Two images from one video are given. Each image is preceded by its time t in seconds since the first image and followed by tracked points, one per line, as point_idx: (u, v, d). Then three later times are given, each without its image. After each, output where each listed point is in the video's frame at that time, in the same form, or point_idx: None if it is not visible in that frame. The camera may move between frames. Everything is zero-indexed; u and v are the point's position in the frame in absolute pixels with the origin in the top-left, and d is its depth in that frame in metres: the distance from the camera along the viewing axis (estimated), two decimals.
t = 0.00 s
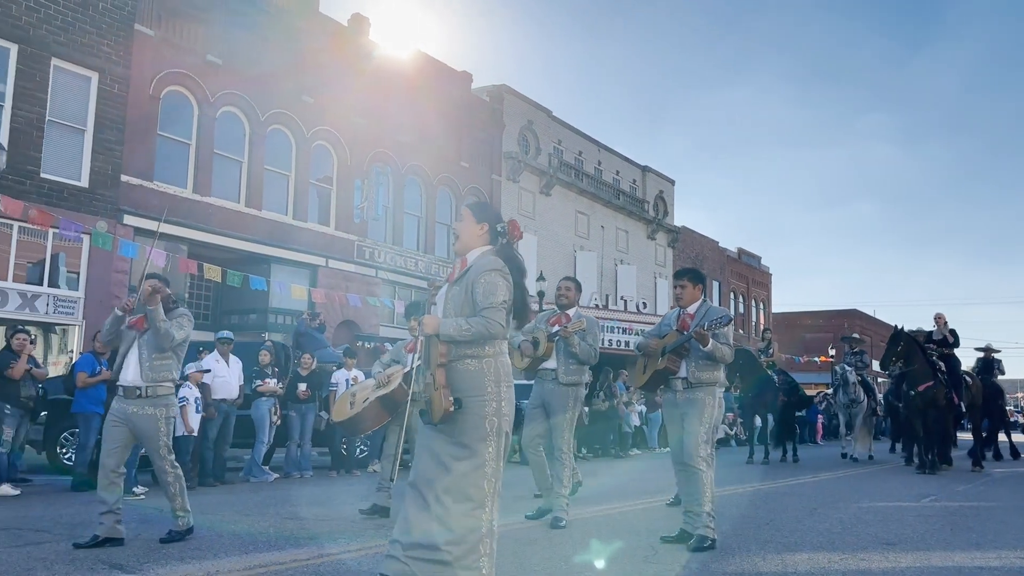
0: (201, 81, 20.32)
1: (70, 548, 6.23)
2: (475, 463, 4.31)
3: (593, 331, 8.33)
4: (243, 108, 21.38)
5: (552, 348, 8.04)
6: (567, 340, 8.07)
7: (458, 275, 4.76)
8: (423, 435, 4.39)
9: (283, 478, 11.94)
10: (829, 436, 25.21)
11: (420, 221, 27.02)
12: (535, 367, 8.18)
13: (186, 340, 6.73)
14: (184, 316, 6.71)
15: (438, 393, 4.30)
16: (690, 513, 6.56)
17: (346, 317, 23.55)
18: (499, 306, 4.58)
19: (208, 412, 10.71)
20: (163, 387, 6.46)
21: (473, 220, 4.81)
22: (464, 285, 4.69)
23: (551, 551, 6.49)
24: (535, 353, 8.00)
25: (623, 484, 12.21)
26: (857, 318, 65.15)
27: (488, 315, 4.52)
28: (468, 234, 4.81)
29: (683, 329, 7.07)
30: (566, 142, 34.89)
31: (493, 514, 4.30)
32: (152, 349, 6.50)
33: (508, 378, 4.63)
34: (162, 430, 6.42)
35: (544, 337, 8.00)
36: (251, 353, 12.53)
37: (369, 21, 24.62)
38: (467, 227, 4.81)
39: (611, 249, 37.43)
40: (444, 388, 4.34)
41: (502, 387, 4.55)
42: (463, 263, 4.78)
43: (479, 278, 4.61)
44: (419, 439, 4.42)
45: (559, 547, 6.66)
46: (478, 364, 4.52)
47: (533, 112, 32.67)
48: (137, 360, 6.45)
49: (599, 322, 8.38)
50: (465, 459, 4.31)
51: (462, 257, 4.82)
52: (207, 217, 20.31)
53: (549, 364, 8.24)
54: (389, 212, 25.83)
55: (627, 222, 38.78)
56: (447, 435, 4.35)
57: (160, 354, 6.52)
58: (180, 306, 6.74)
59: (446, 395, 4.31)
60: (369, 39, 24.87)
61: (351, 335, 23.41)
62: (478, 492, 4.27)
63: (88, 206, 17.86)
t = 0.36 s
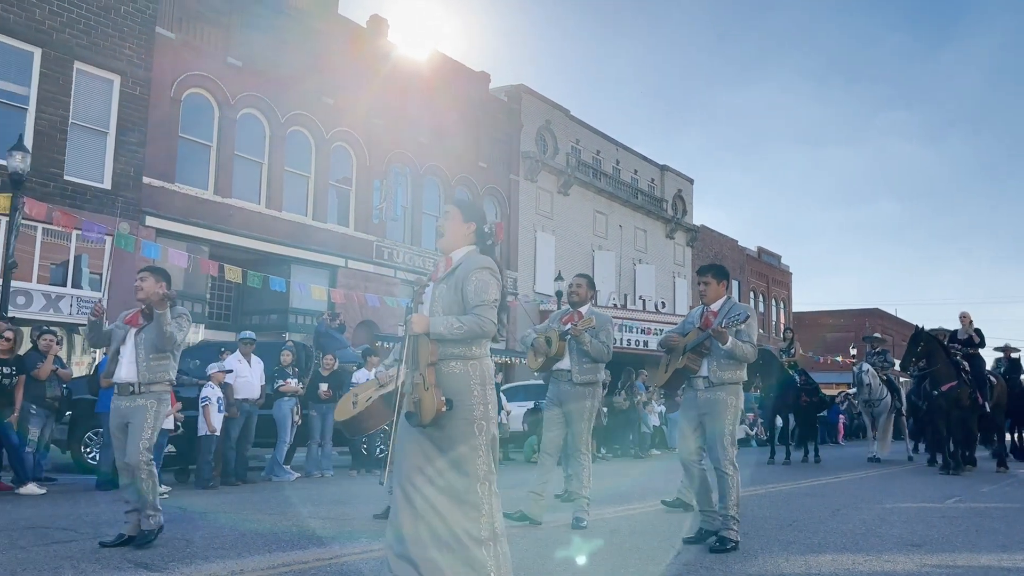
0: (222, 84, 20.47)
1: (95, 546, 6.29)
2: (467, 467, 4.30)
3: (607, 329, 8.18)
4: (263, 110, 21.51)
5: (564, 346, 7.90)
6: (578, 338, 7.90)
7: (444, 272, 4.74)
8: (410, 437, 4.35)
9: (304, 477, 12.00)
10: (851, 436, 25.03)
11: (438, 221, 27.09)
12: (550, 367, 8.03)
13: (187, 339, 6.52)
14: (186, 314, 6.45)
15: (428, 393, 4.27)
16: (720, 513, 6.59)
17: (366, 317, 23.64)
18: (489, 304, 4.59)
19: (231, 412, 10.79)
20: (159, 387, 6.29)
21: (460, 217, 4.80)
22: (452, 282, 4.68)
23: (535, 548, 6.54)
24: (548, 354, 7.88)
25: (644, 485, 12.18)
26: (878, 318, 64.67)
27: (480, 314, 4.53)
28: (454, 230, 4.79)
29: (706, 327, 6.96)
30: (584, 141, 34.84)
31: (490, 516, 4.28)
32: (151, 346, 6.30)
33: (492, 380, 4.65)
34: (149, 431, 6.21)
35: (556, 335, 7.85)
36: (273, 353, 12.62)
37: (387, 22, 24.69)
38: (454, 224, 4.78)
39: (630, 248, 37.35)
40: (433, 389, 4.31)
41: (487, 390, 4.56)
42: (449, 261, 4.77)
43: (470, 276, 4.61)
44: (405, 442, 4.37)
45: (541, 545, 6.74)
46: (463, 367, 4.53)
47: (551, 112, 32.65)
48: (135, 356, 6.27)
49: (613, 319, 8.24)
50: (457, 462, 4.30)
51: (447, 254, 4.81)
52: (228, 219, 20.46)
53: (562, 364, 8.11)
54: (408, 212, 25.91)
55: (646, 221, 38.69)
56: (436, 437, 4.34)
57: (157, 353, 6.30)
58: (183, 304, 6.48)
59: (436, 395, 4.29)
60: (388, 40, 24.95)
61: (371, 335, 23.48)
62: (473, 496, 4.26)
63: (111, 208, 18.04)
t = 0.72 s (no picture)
0: (241, 85, 20.59)
1: (118, 545, 6.32)
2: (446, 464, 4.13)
3: (613, 327, 8.10)
4: (281, 111, 21.61)
5: (571, 344, 7.79)
6: (586, 333, 7.79)
7: (432, 267, 4.55)
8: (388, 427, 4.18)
9: (324, 476, 12.05)
10: (872, 436, 24.84)
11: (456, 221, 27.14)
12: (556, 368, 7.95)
13: (180, 340, 6.40)
14: (174, 315, 6.33)
15: (408, 383, 4.05)
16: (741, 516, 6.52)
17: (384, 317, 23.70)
18: (480, 301, 4.44)
19: (251, 412, 10.84)
20: (153, 389, 6.20)
21: (447, 210, 4.60)
22: (442, 276, 4.50)
23: (513, 550, 6.49)
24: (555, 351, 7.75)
25: (663, 485, 12.15)
26: (899, 317, 64.17)
27: (471, 309, 4.38)
28: (440, 223, 4.59)
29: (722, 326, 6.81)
30: (601, 140, 34.78)
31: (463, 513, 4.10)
32: (142, 351, 6.21)
33: (478, 376, 4.46)
34: (133, 434, 6.05)
35: (562, 333, 7.76)
36: (294, 352, 12.69)
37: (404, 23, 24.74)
38: (440, 218, 4.59)
39: (648, 247, 37.24)
40: (415, 379, 4.10)
41: (471, 384, 4.37)
42: (436, 256, 4.58)
43: (462, 271, 4.47)
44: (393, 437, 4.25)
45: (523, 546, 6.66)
46: (449, 360, 4.32)
47: (568, 112, 32.61)
48: (127, 361, 6.21)
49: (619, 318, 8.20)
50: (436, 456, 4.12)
51: (433, 250, 4.62)
52: (248, 220, 20.59)
53: (568, 363, 7.94)
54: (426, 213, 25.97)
55: (663, 220, 38.58)
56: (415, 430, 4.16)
57: (151, 358, 6.23)
58: (170, 306, 6.36)
59: (417, 385, 4.07)
60: (405, 41, 25.00)
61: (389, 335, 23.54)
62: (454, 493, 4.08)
63: (132, 209, 18.18)
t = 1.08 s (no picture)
0: (263, 87, 20.74)
1: (146, 543, 6.37)
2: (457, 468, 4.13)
3: (616, 325, 7.98)
4: (303, 113, 21.74)
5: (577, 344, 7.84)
6: (591, 332, 7.60)
7: (435, 264, 4.50)
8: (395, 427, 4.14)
9: (347, 476, 12.11)
10: (896, 436, 24.61)
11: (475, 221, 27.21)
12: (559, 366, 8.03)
13: (161, 333, 6.20)
14: (152, 307, 6.16)
15: (422, 384, 4.04)
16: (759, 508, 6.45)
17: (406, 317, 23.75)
18: (486, 295, 4.45)
19: (275, 411, 10.92)
20: (132, 383, 6.05)
21: (447, 205, 4.57)
22: (447, 271, 4.48)
23: (492, 550, 6.49)
24: (559, 349, 7.82)
25: (685, 485, 12.10)
26: (923, 316, 63.54)
27: (480, 304, 4.38)
28: (441, 219, 4.55)
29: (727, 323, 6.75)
30: (621, 139, 34.68)
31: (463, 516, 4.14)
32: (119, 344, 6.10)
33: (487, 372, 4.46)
34: (119, 436, 5.95)
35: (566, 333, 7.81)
36: (317, 352, 12.77)
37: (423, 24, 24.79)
38: (440, 213, 4.55)
39: (668, 246, 37.11)
40: (428, 379, 4.09)
41: (480, 382, 4.36)
42: (438, 252, 4.53)
43: (467, 266, 4.45)
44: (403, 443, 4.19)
45: (504, 543, 6.79)
46: (457, 358, 4.31)
47: (587, 111, 32.56)
48: (107, 356, 6.12)
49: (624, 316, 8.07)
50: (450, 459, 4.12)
51: (434, 245, 4.57)
52: (270, 221, 20.74)
53: (573, 361, 7.84)
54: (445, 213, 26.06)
55: (683, 218, 38.45)
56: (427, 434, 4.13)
57: (128, 350, 6.07)
58: (150, 297, 6.19)
59: (430, 386, 4.06)
60: (424, 42, 25.05)
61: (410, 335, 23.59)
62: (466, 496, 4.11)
63: (156, 211, 18.35)
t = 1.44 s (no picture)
0: (284, 89, 20.88)
1: (175, 542, 6.44)
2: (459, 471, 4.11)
3: (627, 324, 7.89)
4: (323, 114, 21.87)
5: (586, 344, 7.76)
6: (600, 333, 7.62)
7: (443, 259, 4.49)
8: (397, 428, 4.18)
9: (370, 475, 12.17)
10: (919, 436, 24.41)
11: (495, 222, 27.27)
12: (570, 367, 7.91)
13: (150, 329, 6.16)
14: (140, 304, 6.12)
15: (422, 386, 4.07)
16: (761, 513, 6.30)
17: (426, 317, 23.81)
18: (491, 293, 4.42)
19: (298, 410, 11.00)
20: (128, 382, 6.01)
21: (459, 199, 4.56)
22: (454, 268, 4.46)
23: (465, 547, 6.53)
24: (569, 351, 7.76)
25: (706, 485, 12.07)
26: (947, 315, 62.95)
27: (484, 304, 4.35)
28: (453, 214, 4.54)
29: (739, 322, 6.64)
30: (640, 138, 34.60)
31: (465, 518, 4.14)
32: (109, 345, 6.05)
33: (492, 371, 4.42)
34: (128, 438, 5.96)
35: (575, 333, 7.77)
36: (340, 352, 12.83)
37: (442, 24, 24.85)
38: (453, 207, 4.54)
39: (687, 245, 36.99)
40: (427, 380, 4.12)
41: (486, 382, 4.32)
42: (447, 247, 4.51)
43: (474, 264, 4.42)
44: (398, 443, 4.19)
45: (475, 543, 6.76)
46: (460, 358, 4.29)
47: (607, 110, 32.52)
48: (97, 358, 6.06)
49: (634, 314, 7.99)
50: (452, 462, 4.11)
51: (443, 240, 4.55)
52: (292, 222, 20.87)
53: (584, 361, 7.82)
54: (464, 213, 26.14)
55: (703, 217, 38.32)
56: (427, 438, 4.14)
57: (119, 350, 6.04)
58: (137, 294, 6.16)
59: (429, 387, 4.08)
60: (443, 43, 25.12)
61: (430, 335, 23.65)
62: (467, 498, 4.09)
63: (179, 212, 18.52)
